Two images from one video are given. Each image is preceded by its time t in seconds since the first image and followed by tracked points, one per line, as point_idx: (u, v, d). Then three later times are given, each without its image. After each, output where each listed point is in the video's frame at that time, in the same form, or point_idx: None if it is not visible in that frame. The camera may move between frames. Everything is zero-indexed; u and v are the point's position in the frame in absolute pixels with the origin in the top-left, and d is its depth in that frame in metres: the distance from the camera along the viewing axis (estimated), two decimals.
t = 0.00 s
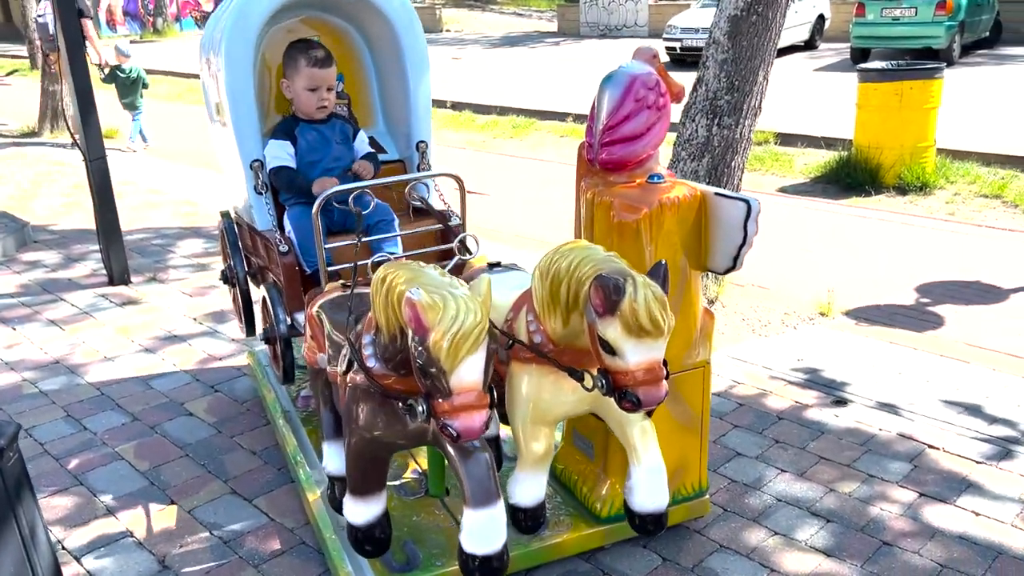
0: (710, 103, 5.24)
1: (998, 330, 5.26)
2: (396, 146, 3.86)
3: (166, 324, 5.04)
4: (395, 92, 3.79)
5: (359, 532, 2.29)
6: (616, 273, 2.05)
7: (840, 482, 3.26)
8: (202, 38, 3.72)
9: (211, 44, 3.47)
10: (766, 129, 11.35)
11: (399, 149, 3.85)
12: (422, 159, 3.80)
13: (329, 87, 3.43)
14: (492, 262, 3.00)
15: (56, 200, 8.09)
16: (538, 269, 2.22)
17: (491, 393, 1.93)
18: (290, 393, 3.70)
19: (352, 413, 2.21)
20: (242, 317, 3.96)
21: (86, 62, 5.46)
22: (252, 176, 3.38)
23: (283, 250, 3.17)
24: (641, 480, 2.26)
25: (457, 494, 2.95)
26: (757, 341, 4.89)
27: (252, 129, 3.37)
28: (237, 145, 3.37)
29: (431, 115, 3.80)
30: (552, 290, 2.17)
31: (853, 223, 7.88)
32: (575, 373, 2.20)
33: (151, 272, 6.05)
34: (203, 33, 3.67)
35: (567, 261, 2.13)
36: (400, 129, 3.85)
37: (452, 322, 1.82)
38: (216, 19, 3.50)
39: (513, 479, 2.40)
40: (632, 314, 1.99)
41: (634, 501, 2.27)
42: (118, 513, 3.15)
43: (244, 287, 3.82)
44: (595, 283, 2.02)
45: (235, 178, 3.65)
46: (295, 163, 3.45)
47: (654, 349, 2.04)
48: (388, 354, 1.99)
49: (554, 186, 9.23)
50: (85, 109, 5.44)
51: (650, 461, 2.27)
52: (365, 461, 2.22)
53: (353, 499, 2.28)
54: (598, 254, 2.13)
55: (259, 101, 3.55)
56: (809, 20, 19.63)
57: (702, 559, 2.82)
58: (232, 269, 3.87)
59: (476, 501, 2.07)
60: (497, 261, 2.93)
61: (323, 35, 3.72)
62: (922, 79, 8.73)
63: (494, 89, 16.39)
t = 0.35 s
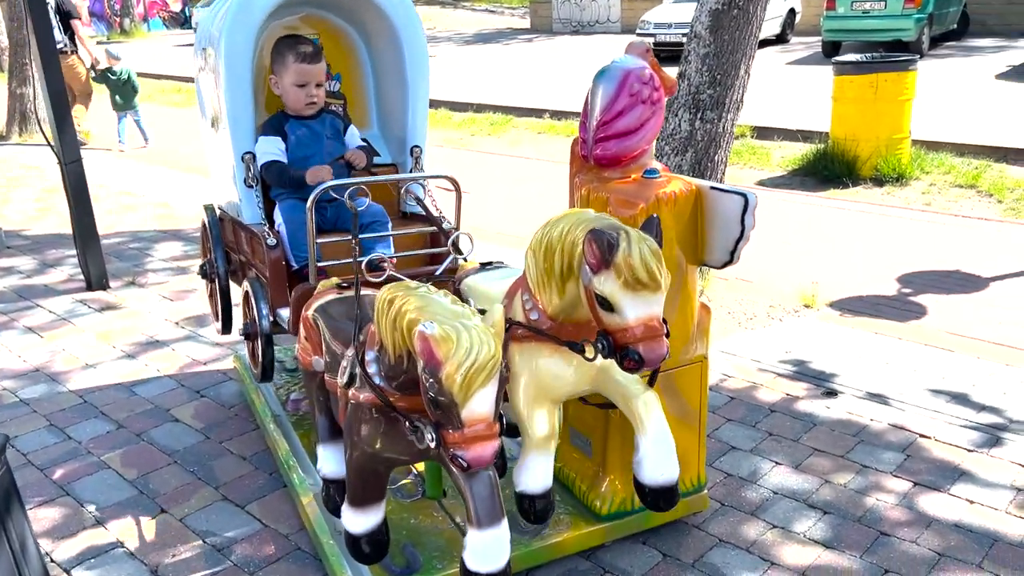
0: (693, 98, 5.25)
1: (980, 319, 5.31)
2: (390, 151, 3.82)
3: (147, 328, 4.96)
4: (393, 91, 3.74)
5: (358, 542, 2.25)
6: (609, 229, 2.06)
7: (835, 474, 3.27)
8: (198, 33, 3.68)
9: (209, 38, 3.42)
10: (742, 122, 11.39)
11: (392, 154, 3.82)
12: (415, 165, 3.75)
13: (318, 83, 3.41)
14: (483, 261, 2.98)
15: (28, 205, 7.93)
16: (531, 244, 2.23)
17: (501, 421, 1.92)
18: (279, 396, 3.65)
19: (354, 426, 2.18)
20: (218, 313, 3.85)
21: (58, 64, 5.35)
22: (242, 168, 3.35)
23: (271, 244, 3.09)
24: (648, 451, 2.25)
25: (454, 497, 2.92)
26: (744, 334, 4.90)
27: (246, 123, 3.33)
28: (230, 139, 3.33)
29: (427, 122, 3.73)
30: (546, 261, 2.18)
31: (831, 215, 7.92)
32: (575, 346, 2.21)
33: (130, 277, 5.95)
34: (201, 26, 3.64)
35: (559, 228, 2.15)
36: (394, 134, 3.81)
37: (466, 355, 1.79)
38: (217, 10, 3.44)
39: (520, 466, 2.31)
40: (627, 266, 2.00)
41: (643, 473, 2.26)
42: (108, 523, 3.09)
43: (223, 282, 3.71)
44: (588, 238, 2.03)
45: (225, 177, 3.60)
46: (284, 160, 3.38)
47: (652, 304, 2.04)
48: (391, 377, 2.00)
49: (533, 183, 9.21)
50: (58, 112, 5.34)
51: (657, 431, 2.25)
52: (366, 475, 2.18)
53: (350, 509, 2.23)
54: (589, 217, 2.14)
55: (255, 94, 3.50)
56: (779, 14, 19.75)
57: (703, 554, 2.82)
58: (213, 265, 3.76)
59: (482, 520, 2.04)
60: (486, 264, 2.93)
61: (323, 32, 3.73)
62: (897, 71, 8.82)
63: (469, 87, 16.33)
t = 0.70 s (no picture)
0: (673, 92, 5.29)
1: (957, 305, 5.41)
2: (378, 155, 3.84)
3: (131, 333, 4.92)
4: (382, 95, 3.74)
5: (363, 537, 2.25)
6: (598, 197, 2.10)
7: (825, 460, 3.33)
8: (183, 37, 3.67)
9: (197, 43, 3.41)
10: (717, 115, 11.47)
11: (381, 159, 3.84)
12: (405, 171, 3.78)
13: (308, 90, 3.39)
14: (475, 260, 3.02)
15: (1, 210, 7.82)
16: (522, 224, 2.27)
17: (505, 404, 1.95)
18: (271, 398, 3.64)
19: (357, 421, 2.18)
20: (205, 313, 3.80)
21: (32, 67, 5.28)
22: (233, 179, 3.35)
23: (264, 259, 3.10)
24: (651, 423, 2.26)
25: (454, 492, 2.94)
26: (728, 325, 4.96)
27: (236, 128, 3.33)
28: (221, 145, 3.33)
29: (416, 128, 3.75)
30: (538, 238, 2.22)
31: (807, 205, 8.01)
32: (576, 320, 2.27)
33: (110, 281, 5.89)
34: (187, 27, 3.64)
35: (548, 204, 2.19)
36: (383, 138, 3.82)
37: (471, 338, 1.83)
38: (204, 16, 3.43)
39: (523, 447, 2.29)
40: (619, 231, 2.04)
41: (648, 447, 2.28)
42: (103, 528, 3.06)
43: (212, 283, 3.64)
44: (578, 206, 2.07)
45: (213, 180, 3.59)
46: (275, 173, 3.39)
47: (646, 270, 2.08)
48: (397, 367, 2.01)
49: (510, 179, 9.22)
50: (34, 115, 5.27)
51: (658, 404, 2.27)
52: (370, 467, 2.19)
53: (355, 504, 2.24)
54: (578, 190, 2.19)
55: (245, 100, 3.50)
56: (749, 7, 19.89)
57: (700, 542, 2.86)
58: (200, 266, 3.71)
59: (490, 508, 2.03)
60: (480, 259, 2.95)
61: (314, 36, 3.75)
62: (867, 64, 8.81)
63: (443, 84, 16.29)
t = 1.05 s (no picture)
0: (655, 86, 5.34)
1: (937, 290, 5.52)
2: (368, 154, 3.84)
3: (119, 338, 4.88)
4: (370, 95, 3.74)
5: (384, 520, 2.27)
6: (633, 253, 2.05)
7: (821, 444, 3.39)
8: (163, 40, 3.66)
9: (179, 48, 3.39)
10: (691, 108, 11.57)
11: (371, 158, 3.84)
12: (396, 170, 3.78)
13: (300, 97, 3.37)
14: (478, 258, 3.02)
15: None
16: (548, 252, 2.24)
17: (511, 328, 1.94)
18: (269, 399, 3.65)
19: (369, 389, 2.19)
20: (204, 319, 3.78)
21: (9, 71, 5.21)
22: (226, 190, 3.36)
23: (263, 271, 3.09)
24: (659, 453, 2.30)
25: (462, 487, 2.96)
26: (716, 314, 5.02)
27: (223, 139, 3.32)
28: (211, 155, 3.33)
29: (406, 125, 3.75)
30: (565, 273, 2.20)
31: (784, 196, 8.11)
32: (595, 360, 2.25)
33: (93, 286, 5.83)
34: (168, 31, 3.61)
35: (579, 244, 2.16)
36: (372, 137, 3.82)
37: (469, 251, 1.85)
38: (188, 20, 3.38)
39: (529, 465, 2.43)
40: (652, 289, 2.00)
41: (654, 474, 2.31)
42: (107, 535, 3.04)
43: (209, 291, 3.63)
44: (614, 262, 2.02)
45: (203, 187, 3.59)
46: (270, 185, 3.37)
47: (674, 325, 2.06)
48: (401, 314, 2.02)
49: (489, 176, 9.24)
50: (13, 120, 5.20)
51: (669, 436, 2.31)
52: (386, 435, 2.20)
53: (374, 480, 2.26)
54: (610, 235, 2.14)
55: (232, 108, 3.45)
56: None
57: (705, 528, 2.90)
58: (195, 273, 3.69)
59: (509, 452, 2.07)
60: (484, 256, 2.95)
61: (296, 38, 3.74)
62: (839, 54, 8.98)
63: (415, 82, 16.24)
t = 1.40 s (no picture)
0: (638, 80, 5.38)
1: (917, 275, 5.63)
2: (358, 146, 3.81)
3: (108, 345, 4.81)
4: (356, 87, 3.71)
5: (404, 522, 2.29)
6: (660, 249, 2.08)
7: (822, 427, 3.45)
8: (139, 48, 3.55)
9: (159, 53, 3.31)
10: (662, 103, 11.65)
11: (362, 148, 3.81)
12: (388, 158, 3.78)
13: (283, 94, 3.37)
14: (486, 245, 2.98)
15: None
16: (571, 247, 2.27)
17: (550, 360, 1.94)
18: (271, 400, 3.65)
19: (398, 401, 2.20)
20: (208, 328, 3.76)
21: None
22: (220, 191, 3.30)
23: (268, 269, 3.09)
24: (678, 445, 2.31)
25: (474, 480, 2.99)
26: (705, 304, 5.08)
27: (213, 135, 3.27)
28: (203, 159, 3.27)
29: (393, 114, 3.76)
30: (588, 268, 2.23)
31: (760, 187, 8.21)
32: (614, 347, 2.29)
33: (75, 294, 5.74)
34: (143, 42, 3.52)
35: (603, 240, 2.19)
36: (360, 129, 3.79)
37: (517, 292, 1.82)
38: (165, 22, 3.32)
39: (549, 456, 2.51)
40: (678, 286, 2.03)
41: (671, 464, 2.32)
42: (116, 542, 3.01)
43: (211, 298, 3.58)
44: (642, 259, 2.05)
45: (192, 190, 3.52)
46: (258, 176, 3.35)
47: (699, 318, 2.09)
48: (437, 335, 1.99)
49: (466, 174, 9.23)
50: None
51: (689, 428, 2.32)
52: (413, 447, 2.22)
53: (397, 488, 2.28)
54: (634, 232, 2.16)
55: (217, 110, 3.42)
56: None
57: (717, 513, 2.94)
58: (195, 280, 3.66)
59: (538, 472, 2.07)
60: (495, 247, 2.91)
61: (274, 34, 3.68)
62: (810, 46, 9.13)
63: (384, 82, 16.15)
